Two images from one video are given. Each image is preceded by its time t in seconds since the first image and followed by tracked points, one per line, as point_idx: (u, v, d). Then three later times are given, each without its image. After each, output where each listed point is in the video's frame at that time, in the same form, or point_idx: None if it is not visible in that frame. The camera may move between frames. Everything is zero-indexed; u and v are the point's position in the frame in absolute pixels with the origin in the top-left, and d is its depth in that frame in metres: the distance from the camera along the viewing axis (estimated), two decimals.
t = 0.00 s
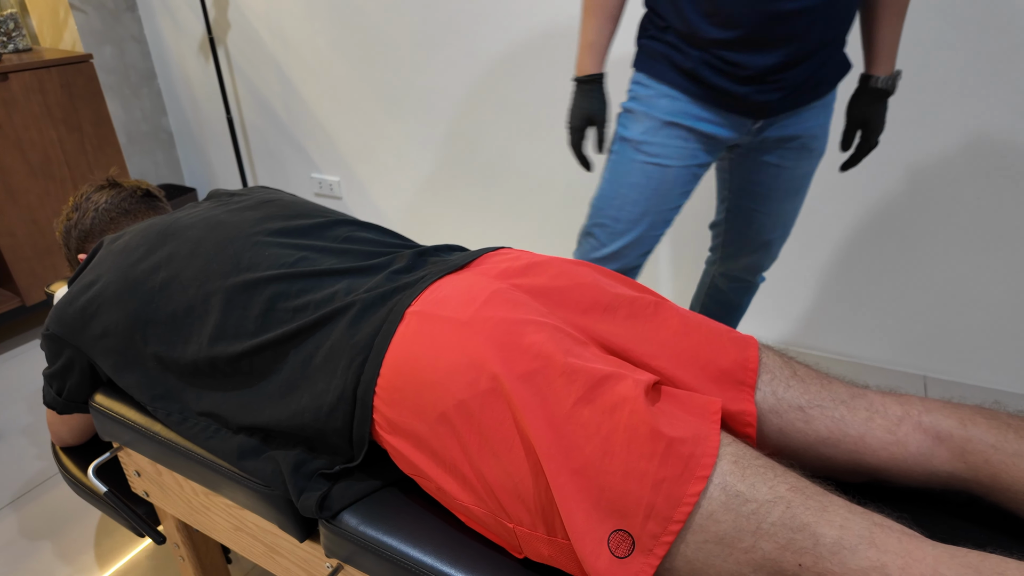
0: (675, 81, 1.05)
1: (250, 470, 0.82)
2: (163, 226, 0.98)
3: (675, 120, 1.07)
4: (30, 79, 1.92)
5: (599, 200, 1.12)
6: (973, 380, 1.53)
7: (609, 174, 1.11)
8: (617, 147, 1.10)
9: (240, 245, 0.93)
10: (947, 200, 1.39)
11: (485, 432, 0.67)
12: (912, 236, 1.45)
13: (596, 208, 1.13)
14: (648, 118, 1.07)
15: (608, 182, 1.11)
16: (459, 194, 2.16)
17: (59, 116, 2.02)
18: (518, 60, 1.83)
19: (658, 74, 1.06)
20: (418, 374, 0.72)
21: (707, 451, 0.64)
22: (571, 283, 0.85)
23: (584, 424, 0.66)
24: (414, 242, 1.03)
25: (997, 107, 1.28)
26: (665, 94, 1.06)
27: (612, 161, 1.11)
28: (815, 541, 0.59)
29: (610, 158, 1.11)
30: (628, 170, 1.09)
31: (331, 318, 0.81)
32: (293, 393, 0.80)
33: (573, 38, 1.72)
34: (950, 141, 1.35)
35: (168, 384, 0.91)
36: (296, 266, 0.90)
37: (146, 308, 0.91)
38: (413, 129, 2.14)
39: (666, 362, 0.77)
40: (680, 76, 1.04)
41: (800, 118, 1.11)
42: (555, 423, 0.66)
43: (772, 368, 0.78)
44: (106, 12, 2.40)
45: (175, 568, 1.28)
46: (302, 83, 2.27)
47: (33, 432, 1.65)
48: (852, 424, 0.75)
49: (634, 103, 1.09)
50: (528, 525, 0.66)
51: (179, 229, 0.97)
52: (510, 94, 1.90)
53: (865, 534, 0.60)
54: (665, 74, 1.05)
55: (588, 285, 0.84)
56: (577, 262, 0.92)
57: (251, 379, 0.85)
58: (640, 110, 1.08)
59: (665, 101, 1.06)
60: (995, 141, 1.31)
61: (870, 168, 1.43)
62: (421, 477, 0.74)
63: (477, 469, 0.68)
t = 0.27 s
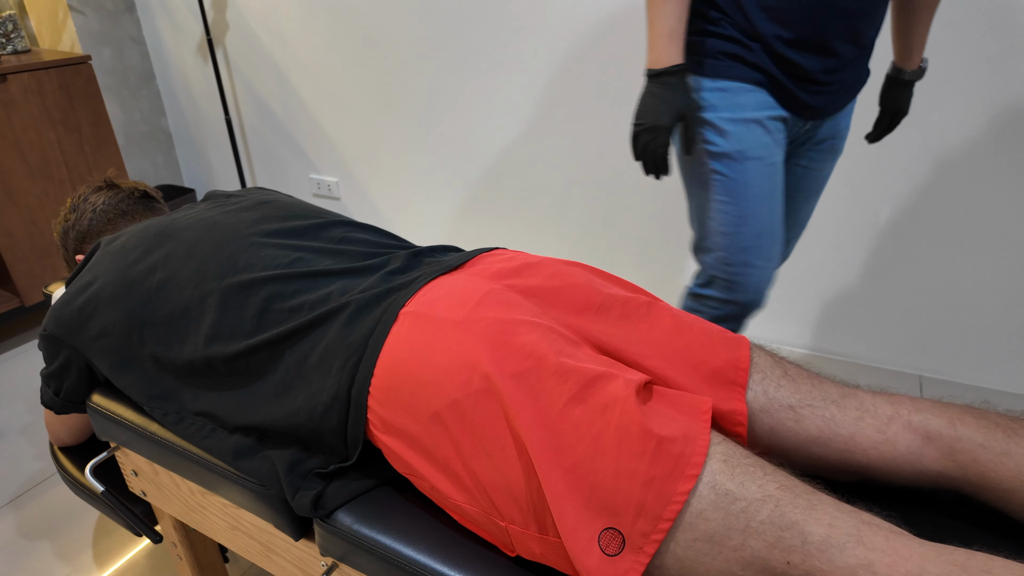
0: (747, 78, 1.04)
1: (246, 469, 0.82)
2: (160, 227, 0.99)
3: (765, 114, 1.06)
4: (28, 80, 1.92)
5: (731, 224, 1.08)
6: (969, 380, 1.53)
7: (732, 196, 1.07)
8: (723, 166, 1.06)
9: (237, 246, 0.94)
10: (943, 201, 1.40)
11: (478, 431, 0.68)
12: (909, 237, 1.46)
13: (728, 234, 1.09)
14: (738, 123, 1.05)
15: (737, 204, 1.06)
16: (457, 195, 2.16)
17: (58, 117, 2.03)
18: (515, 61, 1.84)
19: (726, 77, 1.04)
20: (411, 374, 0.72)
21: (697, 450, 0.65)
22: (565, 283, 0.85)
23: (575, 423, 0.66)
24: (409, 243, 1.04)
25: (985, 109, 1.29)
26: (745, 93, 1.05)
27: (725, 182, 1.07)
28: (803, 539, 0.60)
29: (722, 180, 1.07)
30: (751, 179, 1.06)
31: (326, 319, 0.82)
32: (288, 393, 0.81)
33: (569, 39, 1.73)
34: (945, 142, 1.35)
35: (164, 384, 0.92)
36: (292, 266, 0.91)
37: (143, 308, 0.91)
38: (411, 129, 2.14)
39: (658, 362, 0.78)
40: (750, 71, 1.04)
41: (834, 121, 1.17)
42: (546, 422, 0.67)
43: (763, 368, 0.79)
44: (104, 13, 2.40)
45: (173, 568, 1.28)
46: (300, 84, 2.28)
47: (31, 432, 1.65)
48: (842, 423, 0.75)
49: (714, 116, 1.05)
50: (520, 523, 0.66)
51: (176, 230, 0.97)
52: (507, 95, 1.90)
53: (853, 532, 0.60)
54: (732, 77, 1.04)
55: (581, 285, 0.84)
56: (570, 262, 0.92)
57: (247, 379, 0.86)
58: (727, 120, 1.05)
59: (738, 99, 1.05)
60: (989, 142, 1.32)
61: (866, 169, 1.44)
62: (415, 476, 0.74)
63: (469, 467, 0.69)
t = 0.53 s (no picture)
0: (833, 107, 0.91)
1: (241, 467, 0.83)
2: (155, 226, 0.99)
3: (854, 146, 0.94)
4: (26, 80, 1.93)
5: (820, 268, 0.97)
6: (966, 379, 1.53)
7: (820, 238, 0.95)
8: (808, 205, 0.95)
9: (231, 245, 0.94)
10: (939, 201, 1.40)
11: (470, 429, 0.69)
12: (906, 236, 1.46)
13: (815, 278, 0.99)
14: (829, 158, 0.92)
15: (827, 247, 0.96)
16: (455, 194, 2.17)
17: (55, 117, 2.03)
18: (512, 60, 1.85)
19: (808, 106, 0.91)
20: (405, 372, 0.73)
21: (689, 446, 0.65)
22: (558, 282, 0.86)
23: (567, 421, 0.67)
24: (405, 242, 1.04)
25: (984, 109, 1.27)
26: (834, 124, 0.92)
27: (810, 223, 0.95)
28: (793, 535, 0.60)
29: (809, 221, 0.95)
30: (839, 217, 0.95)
31: (320, 317, 0.82)
32: (283, 391, 0.81)
33: (567, 38, 1.73)
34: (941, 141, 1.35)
35: (160, 382, 0.92)
36: (286, 265, 0.92)
37: (139, 307, 0.92)
38: (409, 129, 2.15)
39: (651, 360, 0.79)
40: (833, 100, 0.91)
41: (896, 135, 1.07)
42: (538, 419, 0.67)
43: (755, 366, 0.79)
44: (103, 14, 2.41)
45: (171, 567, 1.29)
46: (298, 84, 2.28)
47: (29, 431, 1.66)
48: (834, 421, 0.76)
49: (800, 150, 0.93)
50: (512, 519, 0.67)
51: (172, 229, 0.98)
52: (504, 95, 1.91)
53: (843, 528, 0.60)
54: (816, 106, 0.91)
55: (575, 284, 0.85)
56: (565, 261, 0.93)
57: (242, 377, 0.86)
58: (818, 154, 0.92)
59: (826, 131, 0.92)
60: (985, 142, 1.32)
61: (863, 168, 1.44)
62: (409, 473, 0.74)
63: (462, 464, 0.69)
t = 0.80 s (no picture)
0: (926, 145, 0.82)
1: (235, 466, 0.83)
2: (152, 226, 1.00)
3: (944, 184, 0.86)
4: (24, 80, 1.93)
5: (899, 317, 0.90)
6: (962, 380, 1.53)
7: (902, 285, 0.88)
8: (890, 251, 0.87)
9: (227, 245, 0.94)
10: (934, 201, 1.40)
11: (462, 429, 0.69)
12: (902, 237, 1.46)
13: (894, 326, 0.92)
14: (920, 199, 0.84)
15: (909, 294, 0.89)
16: (453, 195, 2.17)
17: (53, 117, 2.04)
18: (509, 61, 1.85)
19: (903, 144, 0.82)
20: (398, 372, 0.73)
21: (679, 446, 0.65)
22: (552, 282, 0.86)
23: (558, 420, 0.67)
24: (400, 242, 1.05)
25: None
26: (925, 162, 0.83)
27: (892, 270, 0.88)
28: (782, 534, 0.61)
29: (890, 267, 0.88)
30: (923, 263, 0.87)
31: (314, 317, 0.82)
32: (277, 391, 0.82)
33: (563, 38, 1.74)
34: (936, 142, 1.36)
35: (155, 382, 0.93)
36: (281, 265, 0.92)
37: (134, 306, 0.92)
38: (406, 129, 2.15)
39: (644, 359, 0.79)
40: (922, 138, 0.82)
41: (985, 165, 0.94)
42: (530, 419, 0.67)
43: (746, 366, 0.80)
44: (101, 14, 2.41)
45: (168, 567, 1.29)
46: (296, 84, 2.29)
47: (27, 431, 1.66)
48: (824, 420, 0.76)
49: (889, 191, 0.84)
50: (503, 518, 0.67)
51: (168, 229, 0.98)
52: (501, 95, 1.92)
53: (832, 527, 0.61)
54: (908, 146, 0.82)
55: (569, 284, 0.85)
56: (559, 262, 0.93)
57: (237, 377, 0.87)
58: (908, 195, 0.84)
59: (917, 170, 0.83)
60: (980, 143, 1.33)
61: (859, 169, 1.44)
62: (402, 473, 0.75)
63: (454, 464, 0.69)
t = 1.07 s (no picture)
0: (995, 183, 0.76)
1: (220, 474, 0.81)
2: (138, 228, 0.98)
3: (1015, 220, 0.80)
4: (16, 81, 1.91)
5: (972, 364, 0.84)
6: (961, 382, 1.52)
7: (978, 332, 0.82)
8: (965, 297, 0.80)
9: (213, 248, 0.93)
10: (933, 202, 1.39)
11: (448, 438, 0.67)
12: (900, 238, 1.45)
13: (964, 373, 0.85)
14: (999, 241, 0.78)
15: (984, 341, 0.82)
16: (448, 195, 2.16)
17: (46, 118, 2.02)
18: (505, 61, 1.84)
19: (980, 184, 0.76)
20: (383, 380, 0.71)
21: (670, 455, 0.64)
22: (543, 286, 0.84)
23: (546, 429, 0.66)
24: (391, 245, 1.03)
25: None
26: (998, 200, 0.78)
27: (967, 317, 0.81)
28: (774, 546, 0.59)
29: (965, 314, 0.81)
30: (998, 307, 0.81)
31: (300, 322, 0.81)
32: (262, 397, 0.80)
33: (559, 38, 1.72)
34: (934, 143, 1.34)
35: (140, 388, 0.91)
36: (268, 268, 0.90)
37: (119, 310, 0.91)
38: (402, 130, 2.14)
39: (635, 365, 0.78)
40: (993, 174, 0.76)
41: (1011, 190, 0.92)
42: (517, 427, 0.66)
43: (740, 372, 0.78)
44: (94, 14, 2.39)
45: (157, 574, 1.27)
46: (290, 84, 2.27)
47: (17, 434, 1.65)
48: (819, 427, 0.74)
49: (969, 235, 0.77)
50: (490, 529, 0.66)
51: (154, 232, 0.97)
52: (497, 95, 1.90)
53: (825, 539, 0.59)
54: (982, 184, 0.76)
55: (560, 288, 0.83)
56: (550, 265, 0.92)
57: (222, 383, 0.85)
58: (987, 239, 0.78)
59: (991, 209, 0.77)
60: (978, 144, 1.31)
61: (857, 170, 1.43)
62: (388, 482, 0.73)
63: (440, 474, 0.68)
